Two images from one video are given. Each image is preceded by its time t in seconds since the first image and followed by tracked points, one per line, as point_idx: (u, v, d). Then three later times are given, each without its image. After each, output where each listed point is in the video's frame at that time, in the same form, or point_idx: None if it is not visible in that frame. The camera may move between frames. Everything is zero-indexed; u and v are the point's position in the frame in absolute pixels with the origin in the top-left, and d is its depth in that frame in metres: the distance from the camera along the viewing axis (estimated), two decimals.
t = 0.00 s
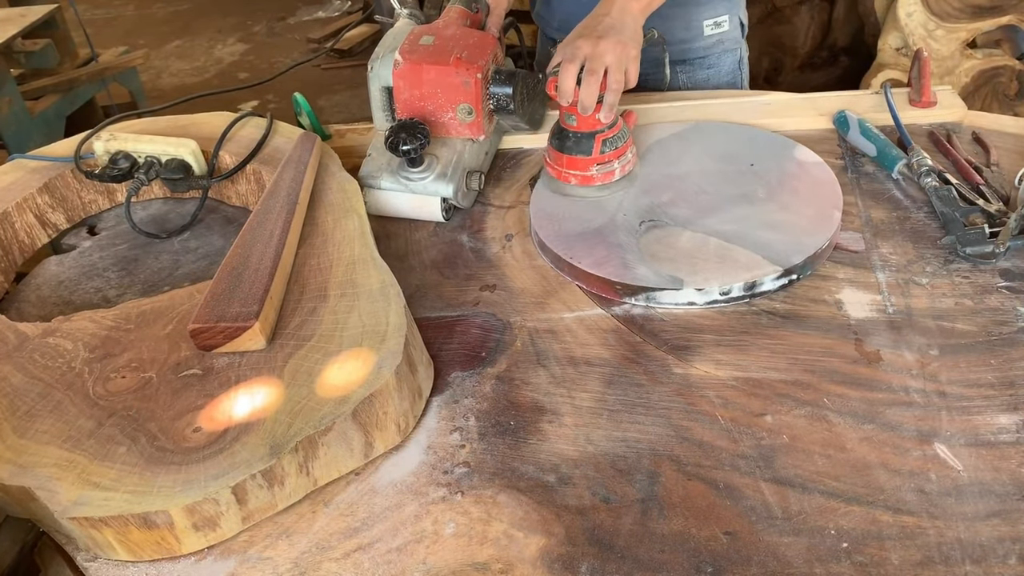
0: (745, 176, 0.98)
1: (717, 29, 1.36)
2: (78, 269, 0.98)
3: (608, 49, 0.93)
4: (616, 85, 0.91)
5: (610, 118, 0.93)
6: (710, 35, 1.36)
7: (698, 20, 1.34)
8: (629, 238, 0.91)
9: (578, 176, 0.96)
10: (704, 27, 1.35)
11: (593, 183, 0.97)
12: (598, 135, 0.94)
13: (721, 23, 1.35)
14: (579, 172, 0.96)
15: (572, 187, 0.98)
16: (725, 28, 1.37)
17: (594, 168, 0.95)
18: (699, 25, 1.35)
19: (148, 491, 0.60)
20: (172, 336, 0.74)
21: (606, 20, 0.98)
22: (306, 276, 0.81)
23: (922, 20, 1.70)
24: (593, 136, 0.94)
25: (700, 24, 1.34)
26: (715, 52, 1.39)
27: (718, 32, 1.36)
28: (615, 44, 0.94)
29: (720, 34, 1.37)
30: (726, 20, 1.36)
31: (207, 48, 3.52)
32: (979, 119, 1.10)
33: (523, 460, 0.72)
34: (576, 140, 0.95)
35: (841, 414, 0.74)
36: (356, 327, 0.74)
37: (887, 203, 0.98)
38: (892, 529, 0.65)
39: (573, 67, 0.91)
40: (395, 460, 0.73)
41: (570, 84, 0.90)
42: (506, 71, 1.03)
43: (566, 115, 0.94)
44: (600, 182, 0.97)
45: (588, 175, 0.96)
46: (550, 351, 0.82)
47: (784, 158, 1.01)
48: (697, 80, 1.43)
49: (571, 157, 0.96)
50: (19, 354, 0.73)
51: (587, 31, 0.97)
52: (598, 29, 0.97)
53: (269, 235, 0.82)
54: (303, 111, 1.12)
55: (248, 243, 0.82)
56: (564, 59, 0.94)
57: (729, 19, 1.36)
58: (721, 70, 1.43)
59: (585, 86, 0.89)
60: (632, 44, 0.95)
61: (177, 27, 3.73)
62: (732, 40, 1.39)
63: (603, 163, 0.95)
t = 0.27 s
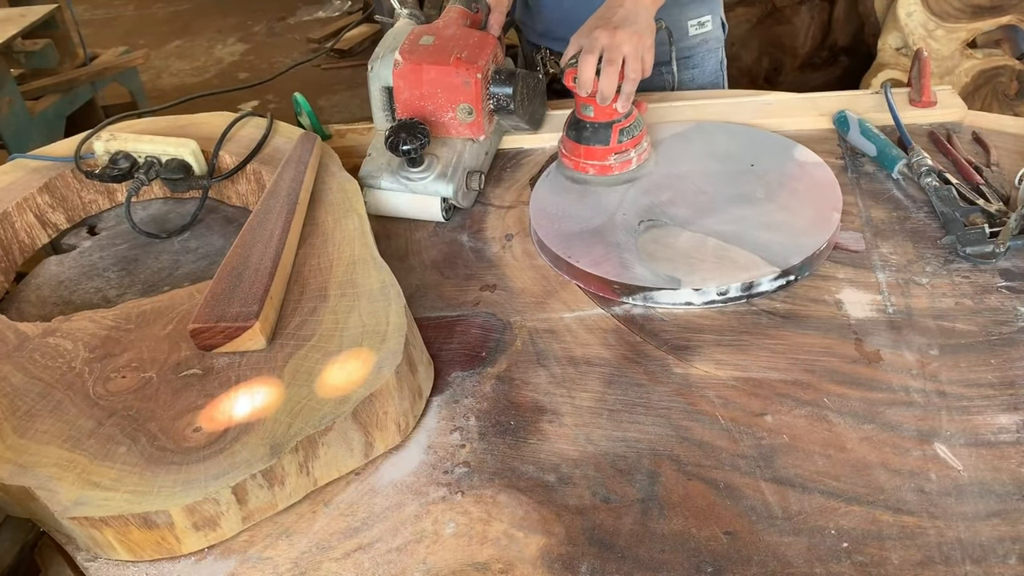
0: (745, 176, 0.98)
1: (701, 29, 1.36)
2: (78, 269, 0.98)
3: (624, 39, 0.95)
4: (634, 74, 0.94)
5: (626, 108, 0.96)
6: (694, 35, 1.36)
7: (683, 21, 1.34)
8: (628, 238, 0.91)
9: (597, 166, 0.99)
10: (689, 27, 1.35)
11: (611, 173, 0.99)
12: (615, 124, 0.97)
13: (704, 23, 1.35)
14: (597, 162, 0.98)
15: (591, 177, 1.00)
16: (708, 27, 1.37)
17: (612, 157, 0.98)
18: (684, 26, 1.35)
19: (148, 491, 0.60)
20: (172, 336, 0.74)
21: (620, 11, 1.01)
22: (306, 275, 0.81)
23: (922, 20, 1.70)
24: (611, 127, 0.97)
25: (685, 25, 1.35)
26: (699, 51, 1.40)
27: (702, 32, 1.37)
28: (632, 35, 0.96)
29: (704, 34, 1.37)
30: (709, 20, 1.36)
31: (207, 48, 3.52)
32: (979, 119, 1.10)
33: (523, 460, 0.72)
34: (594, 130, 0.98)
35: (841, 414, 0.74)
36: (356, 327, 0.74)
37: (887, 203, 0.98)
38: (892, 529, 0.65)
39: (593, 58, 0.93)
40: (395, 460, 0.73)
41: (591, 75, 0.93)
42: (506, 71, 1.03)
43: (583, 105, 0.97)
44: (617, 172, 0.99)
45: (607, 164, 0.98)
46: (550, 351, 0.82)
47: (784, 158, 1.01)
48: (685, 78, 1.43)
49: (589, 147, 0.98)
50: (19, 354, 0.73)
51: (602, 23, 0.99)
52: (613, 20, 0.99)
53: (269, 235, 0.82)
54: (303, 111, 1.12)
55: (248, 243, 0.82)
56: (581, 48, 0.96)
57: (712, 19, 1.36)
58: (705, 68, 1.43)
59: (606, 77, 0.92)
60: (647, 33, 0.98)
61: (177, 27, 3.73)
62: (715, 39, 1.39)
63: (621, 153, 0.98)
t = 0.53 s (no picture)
0: (745, 177, 0.98)
1: (696, 33, 1.37)
2: (78, 269, 0.98)
3: (587, 67, 0.91)
4: (599, 103, 0.90)
5: (591, 138, 0.92)
6: (689, 38, 1.37)
7: (679, 24, 1.35)
8: (628, 238, 0.91)
9: (562, 199, 0.95)
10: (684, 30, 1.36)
11: (578, 206, 0.95)
12: (581, 155, 0.93)
13: (700, 27, 1.36)
14: (562, 195, 0.94)
15: (557, 211, 0.96)
16: (704, 32, 1.38)
17: (578, 190, 0.94)
18: (678, 29, 1.35)
19: (148, 491, 0.60)
20: (172, 336, 0.74)
21: (583, 37, 0.97)
22: (305, 276, 0.81)
23: (922, 20, 1.70)
24: (576, 158, 0.93)
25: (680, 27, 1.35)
26: (694, 55, 1.40)
27: (698, 36, 1.37)
28: (594, 62, 0.92)
29: (699, 38, 1.38)
30: (706, 24, 1.37)
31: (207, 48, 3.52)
32: (979, 119, 1.10)
33: (523, 461, 0.72)
34: (559, 161, 0.94)
35: (841, 414, 0.74)
36: (356, 327, 0.74)
37: (887, 203, 0.98)
38: (892, 529, 0.65)
39: (554, 88, 0.89)
40: (395, 460, 0.73)
41: (553, 106, 0.89)
42: (506, 71, 1.03)
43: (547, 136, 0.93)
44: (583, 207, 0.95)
45: (572, 198, 0.94)
46: (550, 351, 0.82)
47: (784, 159, 1.01)
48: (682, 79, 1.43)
49: (554, 180, 0.94)
50: (19, 354, 0.73)
51: (563, 51, 0.95)
52: (574, 48, 0.95)
53: (269, 235, 0.82)
54: (303, 111, 1.12)
55: (248, 243, 0.82)
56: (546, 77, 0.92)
57: (709, 23, 1.37)
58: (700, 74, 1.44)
59: (569, 106, 0.88)
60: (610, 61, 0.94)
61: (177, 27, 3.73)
62: (711, 44, 1.40)
63: (588, 185, 0.94)
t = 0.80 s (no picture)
0: (745, 177, 0.98)
1: (736, 36, 1.36)
2: (78, 269, 0.98)
3: (595, 58, 0.92)
4: (604, 94, 0.90)
5: (596, 128, 0.93)
6: (730, 41, 1.36)
7: (719, 26, 1.34)
8: (627, 237, 0.91)
9: (565, 185, 0.97)
10: (725, 33, 1.35)
11: (580, 193, 0.97)
12: (586, 144, 0.95)
13: (741, 29, 1.35)
14: (565, 182, 0.97)
15: (560, 196, 0.98)
16: (745, 35, 1.37)
17: (581, 178, 0.96)
18: (719, 31, 1.34)
19: (148, 491, 0.60)
20: (172, 336, 0.74)
21: (596, 28, 0.97)
22: (305, 276, 0.81)
23: (922, 20, 1.70)
24: (580, 146, 0.95)
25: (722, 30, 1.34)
26: (734, 58, 1.39)
27: (739, 39, 1.36)
28: (603, 53, 0.92)
29: (740, 40, 1.37)
30: (746, 26, 1.36)
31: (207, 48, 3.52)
32: (979, 119, 1.10)
33: (523, 461, 0.72)
34: (563, 148, 0.95)
35: (841, 414, 0.74)
36: (356, 327, 0.74)
37: (887, 203, 0.98)
38: (892, 529, 0.65)
39: (560, 76, 0.90)
40: (395, 460, 0.73)
41: (557, 94, 0.90)
42: (506, 71, 1.03)
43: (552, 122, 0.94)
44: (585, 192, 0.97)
45: (574, 184, 0.96)
46: (550, 351, 0.82)
47: (784, 159, 1.01)
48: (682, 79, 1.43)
49: (557, 167, 0.96)
50: (19, 354, 0.73)
51: (576, 40, 0.96)
52: (587, 39, 0.96)
53: (269, 235, 0.82)
54: (303, 111, 1.12)
55: (248, 243, 0.82)
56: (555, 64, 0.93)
57: (750, 26, 1.36)
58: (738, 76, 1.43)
59: (572, 95, 0.89)
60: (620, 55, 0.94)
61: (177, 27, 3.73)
62: (752, 46, 1.39)
63: (591, 173, 0.96)
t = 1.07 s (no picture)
0: (745, 177, 0.98)
1: (776, 38, 1.36)
2: (78, 269, 0.98)
3: (633, 36, 0.94)
4: (641, 71, 0.93)
5: (634, 105, 0.95)
6: (771, 44, 1.37)
7: (759, 30, 1.34)
8: (627, 237, 0.91)
9: (601, 160, 0.99)
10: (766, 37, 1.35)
11: (614, 168, 0.99)
12: (621, 119, 0.96)
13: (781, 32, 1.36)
14: (601, 156, 0.98)
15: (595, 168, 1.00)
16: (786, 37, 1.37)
17: (616, 152, 0.98)
18: (760, 35, 1.35)
19: (148, 491, 0.60)
20: (172, 336, 0.74)
21: (641, 8, 1.00)
22: (306, 276, 0.81)
23: (922, 20, 1.70)
24: (617, 122, 0.96)
25: (763, 33, 1.35)
26: (773, 61, 1.40)
27: (778, 41, 1.37)
28: (643, 32, 0.95)
29: (780, 43, 1.37)
30: (786, 29, 1.36)
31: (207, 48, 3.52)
32: (979, 119, 1.10)
33: (523, 461, 0.72)
34: (600, 123, 0.97)
35: (841, 414, 0.74)
36: (356, 327, 0.74)
37: (887, 203, 0.98)
38: (892, 530, 0.64)
39: (598, 53, 0.94)
40: (395, 460, 0.73)
41: (595, 67, 0.94)
42: (506, 71, 1.02)
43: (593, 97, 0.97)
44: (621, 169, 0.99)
45: (609, 159, 0.98)
46: (550, 351, 0.82)
47: (784, 160, 1.01)
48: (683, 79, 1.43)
49: (594, 141, 0.98)
50: (19, 354, 0.73)
51: (620, 18, 0.99)
52: (628, 17, 0.98)
53: (269, 235, 0.82)
54: (303, 111, 1.12)
55: (248, 242, 0.82)
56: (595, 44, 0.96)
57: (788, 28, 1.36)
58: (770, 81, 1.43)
59: (607, 71, 0.92)
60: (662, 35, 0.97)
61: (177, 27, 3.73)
62: (789, 49, 1.40)
63: (625, 149, 0.98)
